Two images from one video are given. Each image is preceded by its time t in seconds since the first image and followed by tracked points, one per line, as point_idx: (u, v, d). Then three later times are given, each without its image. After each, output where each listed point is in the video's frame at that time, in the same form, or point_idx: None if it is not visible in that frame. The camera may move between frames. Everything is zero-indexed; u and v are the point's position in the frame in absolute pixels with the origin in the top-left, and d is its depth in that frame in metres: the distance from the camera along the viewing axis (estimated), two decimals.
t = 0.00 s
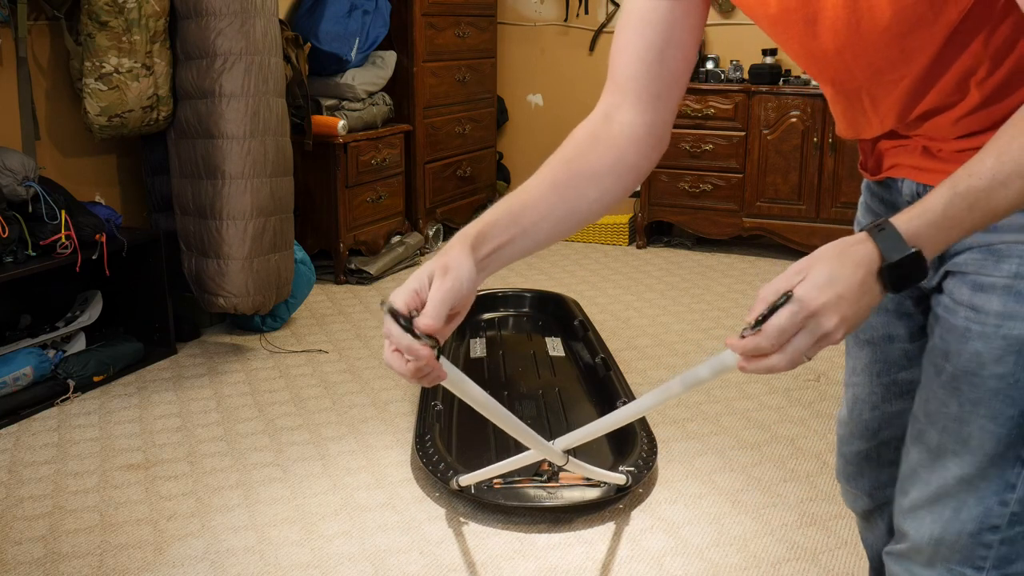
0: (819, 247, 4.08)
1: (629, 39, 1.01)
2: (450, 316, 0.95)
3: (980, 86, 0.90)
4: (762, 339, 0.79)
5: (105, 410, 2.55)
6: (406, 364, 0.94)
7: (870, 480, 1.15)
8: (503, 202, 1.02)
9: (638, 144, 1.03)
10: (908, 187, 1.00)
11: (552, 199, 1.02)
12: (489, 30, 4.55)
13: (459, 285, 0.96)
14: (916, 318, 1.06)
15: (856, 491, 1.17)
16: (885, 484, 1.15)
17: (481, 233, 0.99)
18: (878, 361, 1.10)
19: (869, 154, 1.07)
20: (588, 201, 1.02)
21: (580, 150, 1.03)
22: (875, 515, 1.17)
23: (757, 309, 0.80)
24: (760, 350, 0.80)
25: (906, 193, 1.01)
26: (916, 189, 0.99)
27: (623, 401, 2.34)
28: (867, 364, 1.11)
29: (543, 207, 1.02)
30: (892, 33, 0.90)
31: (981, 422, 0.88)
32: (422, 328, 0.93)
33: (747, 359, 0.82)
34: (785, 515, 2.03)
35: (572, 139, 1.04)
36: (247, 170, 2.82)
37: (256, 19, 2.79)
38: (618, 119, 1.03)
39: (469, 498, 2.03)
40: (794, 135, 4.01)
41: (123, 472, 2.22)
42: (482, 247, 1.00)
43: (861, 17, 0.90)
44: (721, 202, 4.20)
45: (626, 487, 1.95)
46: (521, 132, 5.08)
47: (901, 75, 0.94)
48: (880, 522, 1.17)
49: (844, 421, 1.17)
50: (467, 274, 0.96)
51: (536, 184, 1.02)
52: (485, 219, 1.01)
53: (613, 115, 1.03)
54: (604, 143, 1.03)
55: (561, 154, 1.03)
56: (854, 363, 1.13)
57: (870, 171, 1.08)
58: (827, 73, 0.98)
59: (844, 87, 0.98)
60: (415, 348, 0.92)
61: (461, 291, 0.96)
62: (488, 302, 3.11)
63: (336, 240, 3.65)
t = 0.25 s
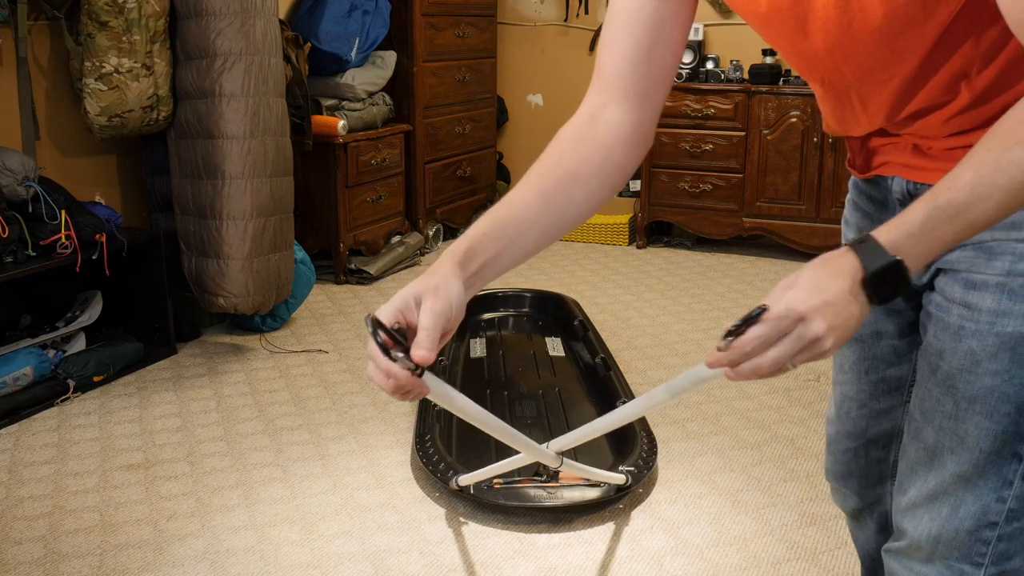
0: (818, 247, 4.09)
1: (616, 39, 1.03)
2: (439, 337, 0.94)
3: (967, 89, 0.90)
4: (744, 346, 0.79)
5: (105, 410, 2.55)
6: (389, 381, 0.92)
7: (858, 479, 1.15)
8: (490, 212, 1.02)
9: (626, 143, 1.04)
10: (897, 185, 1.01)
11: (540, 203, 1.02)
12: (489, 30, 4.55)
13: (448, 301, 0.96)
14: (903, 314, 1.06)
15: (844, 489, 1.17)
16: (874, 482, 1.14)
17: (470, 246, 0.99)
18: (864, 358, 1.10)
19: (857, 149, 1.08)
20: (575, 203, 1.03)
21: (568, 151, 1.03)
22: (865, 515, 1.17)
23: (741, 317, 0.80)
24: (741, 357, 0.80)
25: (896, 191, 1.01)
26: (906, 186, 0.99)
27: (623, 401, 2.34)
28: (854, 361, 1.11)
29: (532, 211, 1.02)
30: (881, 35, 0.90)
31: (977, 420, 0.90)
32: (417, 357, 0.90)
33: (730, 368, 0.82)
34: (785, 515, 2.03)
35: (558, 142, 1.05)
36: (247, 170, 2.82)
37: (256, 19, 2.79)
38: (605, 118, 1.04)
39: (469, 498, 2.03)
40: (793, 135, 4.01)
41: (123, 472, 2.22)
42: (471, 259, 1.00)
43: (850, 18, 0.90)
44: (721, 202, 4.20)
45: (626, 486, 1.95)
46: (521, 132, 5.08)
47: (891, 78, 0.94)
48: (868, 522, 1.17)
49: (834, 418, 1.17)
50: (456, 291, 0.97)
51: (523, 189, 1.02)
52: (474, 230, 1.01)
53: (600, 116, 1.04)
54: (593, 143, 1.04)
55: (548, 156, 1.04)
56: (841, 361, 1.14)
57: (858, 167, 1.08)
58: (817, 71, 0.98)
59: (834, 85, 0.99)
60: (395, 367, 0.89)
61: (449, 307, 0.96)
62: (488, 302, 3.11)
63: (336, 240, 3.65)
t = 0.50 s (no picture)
0: (818, 246, 4.09)
1: (607, 34, 1.04)
2: (437, 336, 0.95)
3: (957, 87, 0.90)
4: (734, 344, 0.81)
5: (105, 410, 2.55)
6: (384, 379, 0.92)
7: (836, 475, 1.15)
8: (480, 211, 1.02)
9: (617, 136, 1.04)
10: (886, 181, 1.00)
11: (531, 198, 1.02)
12: (489, 30, 4.55)
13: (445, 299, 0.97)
14: (889, 308, 1.04)
15: (821, 486, 1.17)
16: (850, 479, 1.14)
17: (465, 245, 1.00)
18: (847, 351, 1.10)
19: (846, 144, 1.07)
20: (565, 198, 1.02)
21: (558, 145, 1.03)
22: (841, 512, 1.17)
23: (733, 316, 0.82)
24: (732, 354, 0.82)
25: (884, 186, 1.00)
26: (894, 182, 0.98)
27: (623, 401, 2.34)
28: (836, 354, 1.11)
29: (523, 206, 1.01)
30: (873, 30, 0.90)
31: (964, 420, 0.90)
32: (415, 355, 0.91)
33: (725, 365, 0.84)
34: (785, 515, 2.03)
35: (546, 136, 1.04)
36: (247, 170, 2.82)
37: (256, 19, 2.79)
38: (596, 111, 1.04)
39: (469, 498, 2.03)
40: (793, 135, 4.01)
41: (123, 472, 2.22)
42: (465, 258, 1.00)
43: (843, 13, 0.90)
44: (721, 201, 4.20)
45: (626, 486, 1.95)
46: (521, 132, 5.08)
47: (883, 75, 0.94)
48: (845, 518, 1.17)
49: (813, 414, 1.17)
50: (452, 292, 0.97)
51: (514, 185, 1.02)
52: (467, 228, 1.01)
53: (590, 110, 1.04)
54: (583, 136, 1.04)
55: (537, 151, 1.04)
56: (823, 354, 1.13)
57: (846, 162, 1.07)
58: (809, 66, 0.98)
59: (826, 81, 0.99)
60: (389, 367, 0.90)
61: (444, 306, 0.96)
62: (487, 302, 3.11)
63: (336, 240, 3.65)
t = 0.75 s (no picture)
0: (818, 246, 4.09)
1: (592, 32, 1.07)
2: (436, 333, 0.94)
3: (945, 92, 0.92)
4: (730, 341, 0.81)
5: (105, 410, 2.55)
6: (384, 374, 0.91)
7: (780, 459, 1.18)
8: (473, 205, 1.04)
9: (602, 132, 1.08)
10: (867, 172, 1.02)
11: (523, 191, 1.05)
12: (489, 30, 4.55)
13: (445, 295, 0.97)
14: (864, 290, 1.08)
15: (768, 471, 1.19)
16: (796, 463, 1.17)
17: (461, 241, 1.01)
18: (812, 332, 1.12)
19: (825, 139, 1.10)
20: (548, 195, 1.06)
21: (546, 141, 1.07)
22: (781, 494, 1.20)
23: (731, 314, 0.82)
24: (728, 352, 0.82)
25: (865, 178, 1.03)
26: (875, 174, 1.01)
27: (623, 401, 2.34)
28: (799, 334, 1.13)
29: (513, 200, 1.04)
30: (863, 37, 0.92)
31: (952, 414, 0.94)
32: (416, 347, 0.90)
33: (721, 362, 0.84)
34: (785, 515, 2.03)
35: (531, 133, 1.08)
36: (247, 170, 2.82)
37: (256, 19, 2.79)
38: (582, 108, 1.08)
39: (468, 498, 2.03)
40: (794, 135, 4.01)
41: (123, 472, 2.22)
42: (461, 253, 1.01)
43: (835, 19, 0.93)
44: (721, 202, 4.20)
45: (626, 485, 1.95)
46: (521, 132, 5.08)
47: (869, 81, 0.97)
48: (790, 502, 1.19)
49: (762, 400, 1.19)
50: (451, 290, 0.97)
51: (506, 179, 1.05)
52: (460, 223, 1.02)
53: (576, 106, 1.08)
54: (570, 133, 1.07)
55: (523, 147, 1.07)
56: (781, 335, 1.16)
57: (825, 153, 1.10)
58: (799, 67, 1.02)
59: (814, 82, 1.02)
60: (389, 360, 0.89)
61: (444, 302, 0.96)
62: (487, 302, 3.11)
63: (336, 240, 3.65)
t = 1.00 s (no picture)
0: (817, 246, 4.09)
1: (571, 42, 1.06)
2: (440, 338, 0.94)
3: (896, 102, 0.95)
4: (744, 348, 0.82)
5: (105, 410, 2.55)
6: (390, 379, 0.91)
7: (739, 448, 1.22)
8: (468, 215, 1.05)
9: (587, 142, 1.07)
10: (819, 172, 1.06)
11: (513, 201, 1.05)
12: (489, 30, 4.55)
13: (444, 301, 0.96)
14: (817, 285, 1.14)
15: (727, 462, 1.23)
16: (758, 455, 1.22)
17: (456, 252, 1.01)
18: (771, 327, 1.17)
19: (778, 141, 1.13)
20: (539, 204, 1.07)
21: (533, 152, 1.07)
22: (738, 485, 1.24)
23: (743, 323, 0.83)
24: (742, 361, 0.83)
25: (816, 176, 1.07)
26: (825, 172, 1.05)
27: (623, 401, 2.34)
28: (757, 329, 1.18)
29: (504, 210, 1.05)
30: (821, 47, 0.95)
31: (916, 396, 0.95)
32: (421, 348, 0.90)
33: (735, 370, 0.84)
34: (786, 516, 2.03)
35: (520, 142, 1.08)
36: (247, 170, 2.82)
37: (256, 19, 2.79)
38: (566, 117, 1.07)
39: (468, 498, 2.03)
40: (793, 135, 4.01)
41: (123, 472, 2.22)
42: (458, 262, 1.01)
43: (795, 32, 0.96)
44: (721, 201, 4.20)
45: (626, 485, 1.95)
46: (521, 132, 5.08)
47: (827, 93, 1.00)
48: (744, 496, 1.24)
49: (725, 394, 1.23)
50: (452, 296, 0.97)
51: (495, 190, 1.06)
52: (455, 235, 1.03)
53: (561, 116, 1.07)
54: (556, 143, 1.07)
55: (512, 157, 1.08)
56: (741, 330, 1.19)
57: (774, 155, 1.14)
58: (761, 75, 1.04)
59: (776, 91, 1.05)
60: (393, 363, 0.88)
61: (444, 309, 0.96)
62: (487, 302, 3.11)
63: (336, 240, 3.65)
